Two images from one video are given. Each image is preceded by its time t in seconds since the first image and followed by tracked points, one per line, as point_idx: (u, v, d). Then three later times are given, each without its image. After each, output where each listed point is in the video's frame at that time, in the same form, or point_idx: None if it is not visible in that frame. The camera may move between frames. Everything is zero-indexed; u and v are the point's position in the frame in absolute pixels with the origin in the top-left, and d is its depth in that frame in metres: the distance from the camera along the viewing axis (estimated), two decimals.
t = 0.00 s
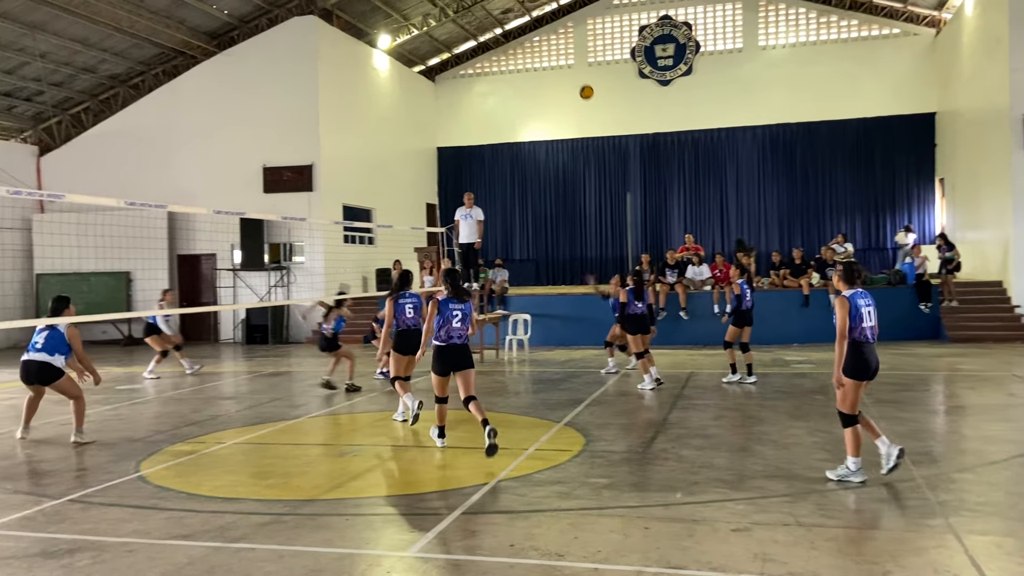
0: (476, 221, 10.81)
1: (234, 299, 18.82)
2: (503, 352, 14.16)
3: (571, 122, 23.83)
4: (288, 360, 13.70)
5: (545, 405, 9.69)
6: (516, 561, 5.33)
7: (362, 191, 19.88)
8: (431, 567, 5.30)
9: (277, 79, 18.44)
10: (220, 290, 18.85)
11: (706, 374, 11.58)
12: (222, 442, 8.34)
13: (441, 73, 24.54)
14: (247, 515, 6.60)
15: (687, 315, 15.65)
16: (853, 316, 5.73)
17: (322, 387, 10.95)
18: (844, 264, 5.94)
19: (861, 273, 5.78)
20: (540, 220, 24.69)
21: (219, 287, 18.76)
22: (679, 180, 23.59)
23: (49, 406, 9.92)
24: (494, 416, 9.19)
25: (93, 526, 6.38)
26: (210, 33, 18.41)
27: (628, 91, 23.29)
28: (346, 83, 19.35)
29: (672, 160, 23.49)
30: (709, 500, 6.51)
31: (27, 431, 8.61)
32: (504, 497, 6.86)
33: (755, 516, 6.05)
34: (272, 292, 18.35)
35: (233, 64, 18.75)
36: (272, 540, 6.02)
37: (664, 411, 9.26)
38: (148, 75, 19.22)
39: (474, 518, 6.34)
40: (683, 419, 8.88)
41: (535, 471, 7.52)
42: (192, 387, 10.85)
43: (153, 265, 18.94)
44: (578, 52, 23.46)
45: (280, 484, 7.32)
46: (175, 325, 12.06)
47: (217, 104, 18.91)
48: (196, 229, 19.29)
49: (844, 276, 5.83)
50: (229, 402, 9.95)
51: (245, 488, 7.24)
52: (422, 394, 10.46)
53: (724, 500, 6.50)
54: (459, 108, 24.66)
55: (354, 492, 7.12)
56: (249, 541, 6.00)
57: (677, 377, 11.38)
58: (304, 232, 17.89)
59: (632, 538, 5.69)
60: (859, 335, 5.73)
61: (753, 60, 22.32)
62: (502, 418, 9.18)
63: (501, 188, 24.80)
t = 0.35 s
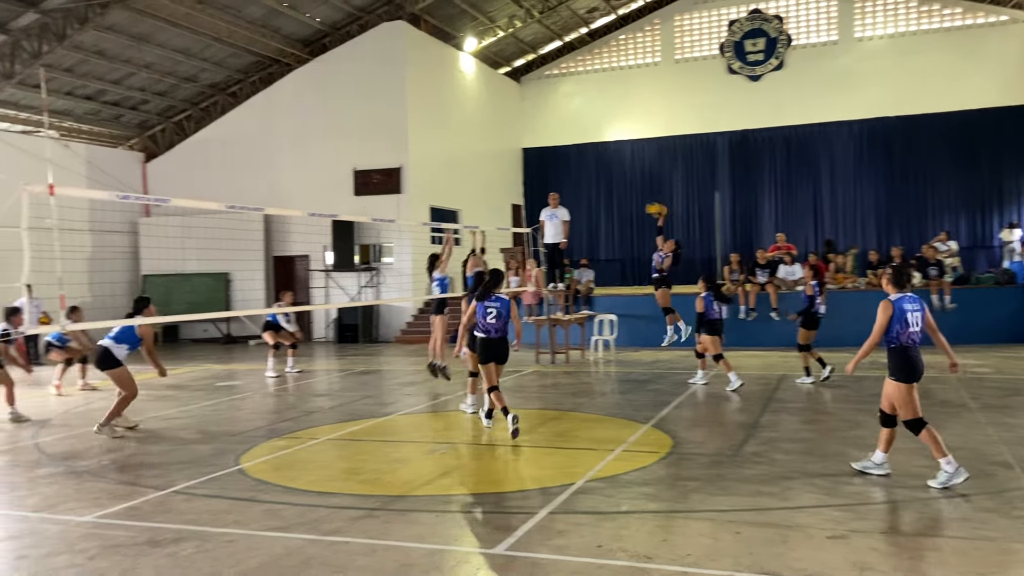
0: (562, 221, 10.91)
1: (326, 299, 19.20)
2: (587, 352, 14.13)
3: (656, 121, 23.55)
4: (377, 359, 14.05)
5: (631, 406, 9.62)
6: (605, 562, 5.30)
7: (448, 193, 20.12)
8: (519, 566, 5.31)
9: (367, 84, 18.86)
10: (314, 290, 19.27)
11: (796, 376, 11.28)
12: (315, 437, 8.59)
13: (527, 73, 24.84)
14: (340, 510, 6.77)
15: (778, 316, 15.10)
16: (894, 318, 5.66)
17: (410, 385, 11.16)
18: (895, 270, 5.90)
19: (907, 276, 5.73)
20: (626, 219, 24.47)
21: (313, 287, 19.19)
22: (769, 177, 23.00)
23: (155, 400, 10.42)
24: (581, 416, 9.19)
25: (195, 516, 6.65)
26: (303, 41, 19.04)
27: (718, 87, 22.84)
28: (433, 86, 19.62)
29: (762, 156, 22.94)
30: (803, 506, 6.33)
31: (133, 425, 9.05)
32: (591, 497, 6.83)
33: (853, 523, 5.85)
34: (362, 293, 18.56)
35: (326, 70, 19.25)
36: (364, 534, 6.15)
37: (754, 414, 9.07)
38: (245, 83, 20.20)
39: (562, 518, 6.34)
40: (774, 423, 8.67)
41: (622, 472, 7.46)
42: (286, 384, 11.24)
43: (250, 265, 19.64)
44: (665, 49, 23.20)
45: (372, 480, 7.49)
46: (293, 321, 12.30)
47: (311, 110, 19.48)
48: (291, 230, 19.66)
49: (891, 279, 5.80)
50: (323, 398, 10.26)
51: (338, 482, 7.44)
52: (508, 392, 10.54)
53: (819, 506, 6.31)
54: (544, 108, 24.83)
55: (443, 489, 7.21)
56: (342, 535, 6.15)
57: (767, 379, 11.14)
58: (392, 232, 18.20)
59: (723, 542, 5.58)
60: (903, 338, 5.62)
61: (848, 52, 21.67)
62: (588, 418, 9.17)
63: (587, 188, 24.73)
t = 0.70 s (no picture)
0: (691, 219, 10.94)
1: (453, 298, 19.56)
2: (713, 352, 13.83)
3: (790, 114, 22.55)
4: (501, 356, 14.31)
5: (762, 410, 9.34)
6: (736, 568, 5.17)
7: (572, 193, 20.16)
8: (648, 568, 5.26)
9: (495, 86, 19.30)
10: (441, 288, 19.65)
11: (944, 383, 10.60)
12: (446, 432, 8.83)
13: (653, 69, 24.48)
14: (471, 504, 6.91)
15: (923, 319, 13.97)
16: (1007, 321, 5.41)
17: (535, 383, 11.29)
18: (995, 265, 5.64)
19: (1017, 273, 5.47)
20: (755, 216, 23.12)
21: (440, 286, 19.58)
22: (914, 168, 21.03)
23: (296, 392, 11.03)
24: (711, 420, 9.01)
25: (334, 505, 6.96)
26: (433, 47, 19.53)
27: (855, 78, 21.65)
28: (557, 86, 19.65)
29: (907, 147, 21.08)
30: (952, 519, 5.94)
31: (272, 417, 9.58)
32: (720, 502, 6.67)
33: (1011, 540, 5.43)
34: (489, 292, 18.86)
35: (455, 74, 19.88)
36: (493, 528, 6.26)
37: (898, 422, 8.61)
38: (378, 88, 20.76)
39: (690, 521, 6.22)
40: (919, 432, 8.20)
41: (755, 478, 7.24)
42: (417, 380, 11.64)
43: (383, 264, 20.62)
44: (799, 39, 22.28)
45: (500, 475, 7.61)
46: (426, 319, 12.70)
47: (441, 114, 20.12)
48: (420, 230, 20.14)
49: (996, 277, 5.55)
50: (451, 394, 10.55)
51: (468, 476, 7.61)
52: (634, 393, 10.48)
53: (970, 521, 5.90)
54: (672, 103, 24.23)
55: (570, 487, 7.23)
56: (472, 529, 6.28)
57: (910, 385, 10.54)
58: (517, 231, 18.36)
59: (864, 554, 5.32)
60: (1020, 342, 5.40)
61: (1005, 33, 19.83)
62: (717, 421, 8.98)
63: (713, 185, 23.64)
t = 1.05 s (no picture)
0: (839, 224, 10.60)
1: (585, 305, 19.54)
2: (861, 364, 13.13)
3: (948, 111, 21.06)
4: (633, 365, 14.17)
5: (920, 428, 8.72)
6: None
7: (710, 198, 19.64)
8: None
9: (630, 91, 19.05)
10: (574, 295, 19.70)
11: None
12: (580, 440, 8.81)
13: (797, 69, 23.65)
14: (608, 513, 6.76)
15: None
16: None
17: (670, 393, 11.07)
18: None
19: None
20: (912, 219, 21.73)
21: (573, 293, 19.63)
22: None
23: (434, 396, 11.35)
24: (862, 438, 8.48)
25: (472, 507, 7.02)
26: (567, 52, 19.61)
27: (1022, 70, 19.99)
28: (694, 89, 19.16)
29: None
30: None
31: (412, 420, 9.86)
32: (874, 523, 6.21)
33: None
34: (622, 298, 18.80)
35: (587, 80, 19.79)
36: (631, 539, 6.08)
37: None
38: (512, 97, 21.15)
39: (842, 542, 5.81)
40: None
41: (914, 498, 6.73)
42: (550, 387, 11.70)
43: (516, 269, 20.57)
44: (960, 31, 20.78)
45: (636, 486, 7.44)
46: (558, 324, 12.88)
47: (575, 120, 20.05)
48: (553, 236, 20.26)
49: None
50: (585, 402, 10.51)
51: (604, 485, 7.49)
52: (775, 406, 10.07)
53: None
54: (820, 103, 23.28)
55: (709, 501, 6.95)
56: (609, 538, 6.13)
57: None
58: (653, 239, 18.26)
59: None
60: None
61: None
62: (869, 439, 8.45)
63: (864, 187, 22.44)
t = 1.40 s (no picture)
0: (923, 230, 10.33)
1: (659, 312, 19.34)
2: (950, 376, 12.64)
3: None
4: (706, 374, 13.98)
5: (1016, 443, 8.33)
6: None
7: (789, 203, 19.24)
8: None
9: (705, 94, 18.63)
10: (647, 302, 19.53)
11: None
12: (654, 450, 8.71)
13: (880, 71, 23.00)
14: (684, 524, 6.61)
15: None
16: None
17: (747, 403, 10.87)
18: None
19: None
20: (1003, 226, 21.01)
21: (646, 300, 19.46)
22: None
23: (509, 402, 11.40)
24: (951, 452, 8.15)
25: (545, 514, 6.98)
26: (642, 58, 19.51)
27: None
28: (771, 92, 18.71)
29: None
30: None
31: (486, 426, 9.90)
32: (968, 540, 5.91)
33: None
34: (697, 306, 18.57)
35: (660, 86, 19.45)
36: (708, 550, 5.93)
37: None
38: (586, 104, 21.12)
39: (933, 559, 5.54)
40: None
41: (1008, 516, 6.40)
42: (623, 395, 11.63)
43: (587, 276, 20.26)
44: None
45: (714, 497, 7.28)
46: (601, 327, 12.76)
47: (647, 125, 19.71)
48: (627, 244, 20.18)
49: None
50: (659, 411, 10.41)
51: (680, 495, 7.37)
52: (858, 418, 9.77)
53: None
54: (903, 105, 22.55)
55: (790, 514, 6.74)
56: (685, 549, 5.99)
57: None
58: (729, 245, 17.88)
59: None
60: None
61: None
62: (958, 453, 8.13)
63: (953, 193, 21.82)
